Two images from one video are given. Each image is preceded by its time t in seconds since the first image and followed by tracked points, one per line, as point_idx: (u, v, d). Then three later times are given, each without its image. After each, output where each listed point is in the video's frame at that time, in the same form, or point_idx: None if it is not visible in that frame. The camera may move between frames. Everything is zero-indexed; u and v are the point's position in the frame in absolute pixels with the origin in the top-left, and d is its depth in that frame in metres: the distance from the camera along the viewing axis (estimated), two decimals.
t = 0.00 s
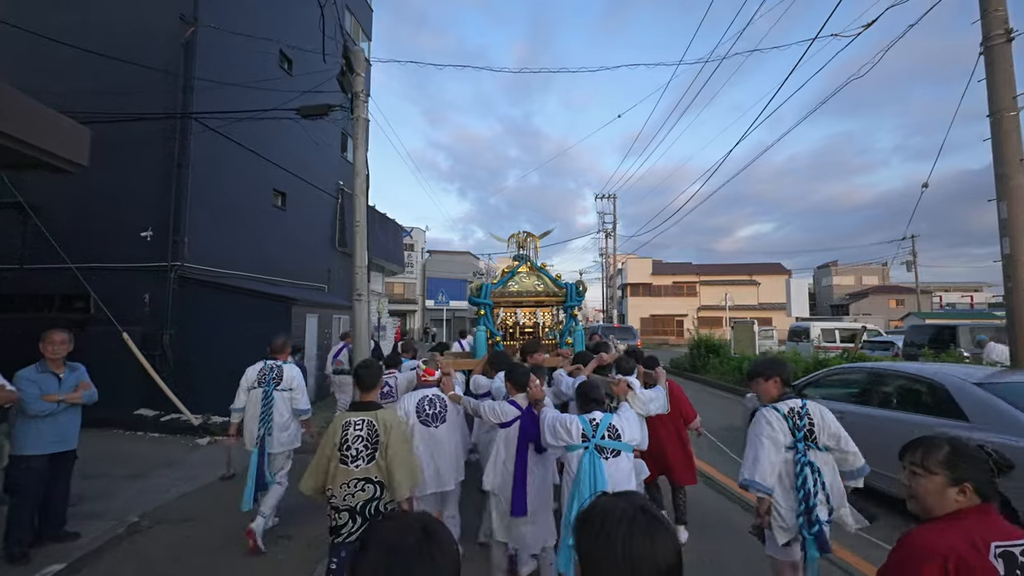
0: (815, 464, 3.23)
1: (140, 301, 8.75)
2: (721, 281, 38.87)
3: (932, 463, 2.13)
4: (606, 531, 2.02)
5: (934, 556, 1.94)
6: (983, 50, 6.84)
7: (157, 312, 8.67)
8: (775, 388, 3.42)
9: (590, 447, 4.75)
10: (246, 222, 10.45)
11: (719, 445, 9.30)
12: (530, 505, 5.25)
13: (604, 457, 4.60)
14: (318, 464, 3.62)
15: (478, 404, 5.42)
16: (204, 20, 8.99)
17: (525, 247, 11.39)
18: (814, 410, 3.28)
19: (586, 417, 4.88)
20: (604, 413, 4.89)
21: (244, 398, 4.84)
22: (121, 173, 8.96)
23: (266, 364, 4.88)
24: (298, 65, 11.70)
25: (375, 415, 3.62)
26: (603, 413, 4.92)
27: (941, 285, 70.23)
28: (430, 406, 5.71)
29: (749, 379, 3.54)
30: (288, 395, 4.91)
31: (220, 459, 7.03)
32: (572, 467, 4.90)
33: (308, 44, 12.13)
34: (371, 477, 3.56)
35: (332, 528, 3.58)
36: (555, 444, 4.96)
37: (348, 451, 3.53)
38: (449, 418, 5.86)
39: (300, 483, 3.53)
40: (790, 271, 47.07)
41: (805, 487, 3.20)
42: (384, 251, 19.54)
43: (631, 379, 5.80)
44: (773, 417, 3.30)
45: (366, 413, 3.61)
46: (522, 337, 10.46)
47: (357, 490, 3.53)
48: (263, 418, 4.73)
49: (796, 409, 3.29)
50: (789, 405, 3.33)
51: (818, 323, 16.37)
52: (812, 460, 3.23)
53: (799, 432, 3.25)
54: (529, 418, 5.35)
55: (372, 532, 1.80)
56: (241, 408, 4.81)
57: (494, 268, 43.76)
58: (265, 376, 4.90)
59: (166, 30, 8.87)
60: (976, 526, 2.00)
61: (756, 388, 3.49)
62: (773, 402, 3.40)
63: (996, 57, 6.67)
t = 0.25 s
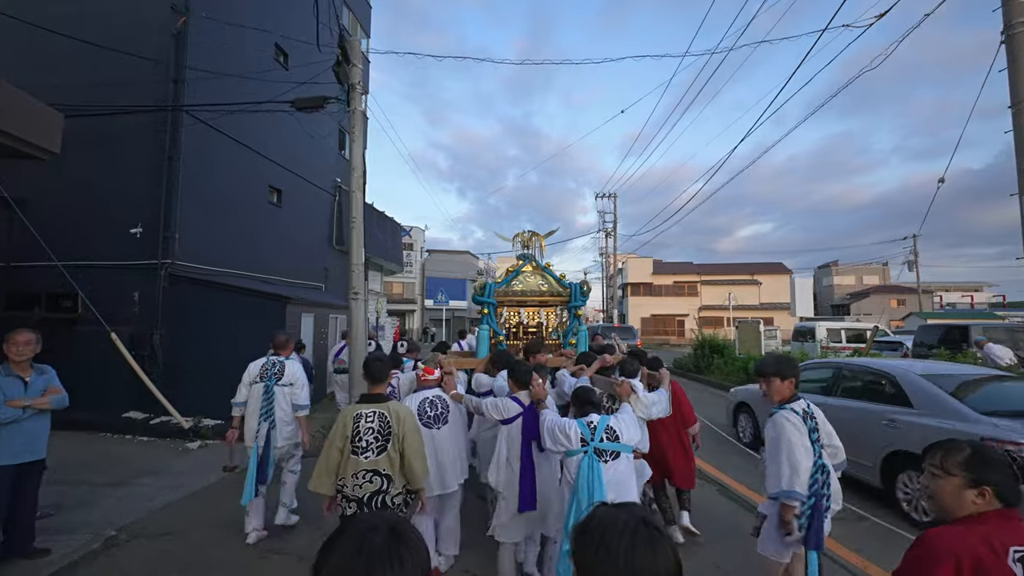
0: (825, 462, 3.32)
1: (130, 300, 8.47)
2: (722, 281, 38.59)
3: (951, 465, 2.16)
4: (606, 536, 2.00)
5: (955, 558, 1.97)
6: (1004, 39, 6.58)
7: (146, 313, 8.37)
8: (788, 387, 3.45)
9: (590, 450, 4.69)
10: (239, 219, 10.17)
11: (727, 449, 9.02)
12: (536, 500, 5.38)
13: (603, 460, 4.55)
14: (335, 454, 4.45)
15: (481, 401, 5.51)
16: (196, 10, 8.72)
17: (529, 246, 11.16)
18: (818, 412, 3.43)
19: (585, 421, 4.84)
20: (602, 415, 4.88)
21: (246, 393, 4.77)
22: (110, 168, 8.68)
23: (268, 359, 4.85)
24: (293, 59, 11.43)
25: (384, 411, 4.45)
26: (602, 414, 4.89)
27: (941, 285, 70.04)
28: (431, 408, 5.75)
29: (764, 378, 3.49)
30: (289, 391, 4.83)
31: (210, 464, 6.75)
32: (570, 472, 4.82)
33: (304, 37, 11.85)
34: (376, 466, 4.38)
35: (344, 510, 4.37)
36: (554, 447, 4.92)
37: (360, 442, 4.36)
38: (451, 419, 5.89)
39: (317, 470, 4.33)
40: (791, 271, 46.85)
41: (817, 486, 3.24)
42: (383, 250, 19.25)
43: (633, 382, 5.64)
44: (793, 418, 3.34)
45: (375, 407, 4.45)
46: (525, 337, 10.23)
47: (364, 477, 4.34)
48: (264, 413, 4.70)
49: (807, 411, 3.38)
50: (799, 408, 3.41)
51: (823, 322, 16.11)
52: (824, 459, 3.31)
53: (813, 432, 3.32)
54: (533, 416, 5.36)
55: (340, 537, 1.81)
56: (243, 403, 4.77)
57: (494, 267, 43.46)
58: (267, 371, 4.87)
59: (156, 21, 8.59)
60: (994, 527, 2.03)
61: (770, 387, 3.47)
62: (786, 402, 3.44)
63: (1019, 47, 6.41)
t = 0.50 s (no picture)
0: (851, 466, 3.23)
1: (120, 299, 8.18)
2: (723, 281, 38.40)
3: (971, 463, 1.94)
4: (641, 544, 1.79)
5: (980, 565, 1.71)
6: None
7: (136, 313, 8.10)
8: (797, 390, 3.34)
9: (597, 450, 4.43)
10: (234, 216, 9.90)
11: (737, 454, 8.74)
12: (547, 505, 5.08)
13: (613, 460, 4.29)
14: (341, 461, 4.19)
15: (488, 402, 5.26)
16: None
17: (533, 246, 10.99)
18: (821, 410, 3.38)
19: (591, 420, 4.61)
20: (608, 415, 4.65)
21: (256, 400, 4.69)
22: (100, 163, 8.41)
23: (280, 368, 4.80)
24: (291, 52, 11.18)
25: (390, 414, 4.20)
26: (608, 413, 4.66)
27: (942, 285, 69.86)
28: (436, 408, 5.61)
29: (776, 383, 3.36)
30: (299, 401, 4.86)
31: (199, 470, 6.46)
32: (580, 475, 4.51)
33: (301, 30, 11.58)
34: (386, 473, 4.12)
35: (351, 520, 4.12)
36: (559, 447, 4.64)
37: (367, 447, 4.11)
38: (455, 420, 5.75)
39: (322, 478, 4.06)
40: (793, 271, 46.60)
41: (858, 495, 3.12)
42: (382, 249, 18.97)
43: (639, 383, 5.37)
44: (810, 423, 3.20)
45: (382, 412, 4.20)
46: (528, 337, 9.97)
47: (373, 484, 4.08)
48: (273, 423, 4.66)
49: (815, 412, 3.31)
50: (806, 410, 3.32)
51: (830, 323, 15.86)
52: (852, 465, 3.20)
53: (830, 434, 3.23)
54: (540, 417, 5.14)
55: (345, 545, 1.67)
56: (251, 411, 4.72)
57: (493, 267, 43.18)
58: (277, 379, 4.82)
59: (148, 11, 8.34)
60: None
61: (781, 393, 3.34)
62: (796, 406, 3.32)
63: None
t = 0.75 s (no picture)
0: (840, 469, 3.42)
1: (109, 297, 7.91)
2: (725, 280, 38.13)
3: (975, 465, 1.92)
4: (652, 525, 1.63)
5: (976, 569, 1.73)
6: None
7: (126, 311, 7.83)
8: (800, 391, 3.50)
9: (609, 456, 4.12)
10: (229, 212, 9.65)
11: (745, 457, 8.49)
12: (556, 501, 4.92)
13: (625, 466, 3.97)
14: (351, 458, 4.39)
15: (489, 402, 5.02)
16: None
17: (535, 245, 10.80)
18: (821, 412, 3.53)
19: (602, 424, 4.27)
20: (620, 420, 4.36)
21: (271, 394, 5.01)
22: (89, 157, 8.13)
23: (292, 362, 5.01)
24: (287, 45, 10.92)
25: (394, 411, 4.35)
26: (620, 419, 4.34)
27: (942, 285, 69.68)
28: (437, 408, 5.66)
29: (781, 381, 3.52)
30: (311, 394, 4.98)
31: (188, 476, 6.17)
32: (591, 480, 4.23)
33: (298, 22, 11.32)
34: (392, 467, 4.31)
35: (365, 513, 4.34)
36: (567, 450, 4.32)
37: (374, 444, 4.29)
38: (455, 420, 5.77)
39: (334, 476, 4.27)
40: (794, 271, 46.36)
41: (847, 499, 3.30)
42: (381, 247, 18.68)
43: (644, 379, 5.21)
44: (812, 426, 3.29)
45: (386, 409, 4.36)
46: (530, 337, 9.72)
47: (381, 478, 4.28)
48: (287, 415, 4.82)
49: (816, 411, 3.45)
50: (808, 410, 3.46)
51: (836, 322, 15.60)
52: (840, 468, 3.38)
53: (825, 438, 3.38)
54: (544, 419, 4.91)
55: (342, 528, 1.66)
56: (268, 404, 4.96)
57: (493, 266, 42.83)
58: (290, 373, 5.01)
59: None
60: None
61: (785, 391, 3.51)
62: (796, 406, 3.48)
63: None
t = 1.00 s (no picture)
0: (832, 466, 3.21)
1: (98, 297, 7.65)
2: (726, 280, 37.87)
3: (975, 459, 1.97)
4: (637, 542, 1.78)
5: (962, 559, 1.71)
6: None
7: (116, 312, 7.57)
8: (798, 391, 3.19)
9: (621, 453, 3.98)
10: (223, 209, 9.37)
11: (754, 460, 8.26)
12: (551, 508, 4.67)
13: (637, 464, 3.86)
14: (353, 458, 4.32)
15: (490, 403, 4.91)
16: None
17: (535, 244, 10.57)
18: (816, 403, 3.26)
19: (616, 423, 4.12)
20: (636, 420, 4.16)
21: (280, 398, 4.86)
22: (78, 152, 7.86)
23: (302, 366, 4.89)
24: (284, 38, 10.67)
25: (396, 412, 4.24)
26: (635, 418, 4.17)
27: (944, 284, 69.43)
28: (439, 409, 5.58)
29: (776, 382, 3.19)
30: (321, 398, 4.86)
31: (178, 483, 5.92)
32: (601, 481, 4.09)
33: (295, 16, 11.07)
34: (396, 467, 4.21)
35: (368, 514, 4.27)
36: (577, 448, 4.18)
37: (376, 445, 4.20)
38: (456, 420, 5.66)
39: (335, 476, 4.20)
40: (796, 270, 46.11)
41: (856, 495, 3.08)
42: (380, 246, 18.40)
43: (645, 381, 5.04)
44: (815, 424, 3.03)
45: (388, 409, 4.28)
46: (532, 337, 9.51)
47: (386, 479, 4.20)
48: (296, 418, 4.71)
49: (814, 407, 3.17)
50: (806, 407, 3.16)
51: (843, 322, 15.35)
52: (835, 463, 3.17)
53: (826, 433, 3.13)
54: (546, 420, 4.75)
55: (325, 546, 1.63)
56: (277, 406, 4.86)
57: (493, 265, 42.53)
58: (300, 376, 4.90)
59: None
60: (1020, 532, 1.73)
61: (782, 393, 3.18)
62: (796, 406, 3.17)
63: None
